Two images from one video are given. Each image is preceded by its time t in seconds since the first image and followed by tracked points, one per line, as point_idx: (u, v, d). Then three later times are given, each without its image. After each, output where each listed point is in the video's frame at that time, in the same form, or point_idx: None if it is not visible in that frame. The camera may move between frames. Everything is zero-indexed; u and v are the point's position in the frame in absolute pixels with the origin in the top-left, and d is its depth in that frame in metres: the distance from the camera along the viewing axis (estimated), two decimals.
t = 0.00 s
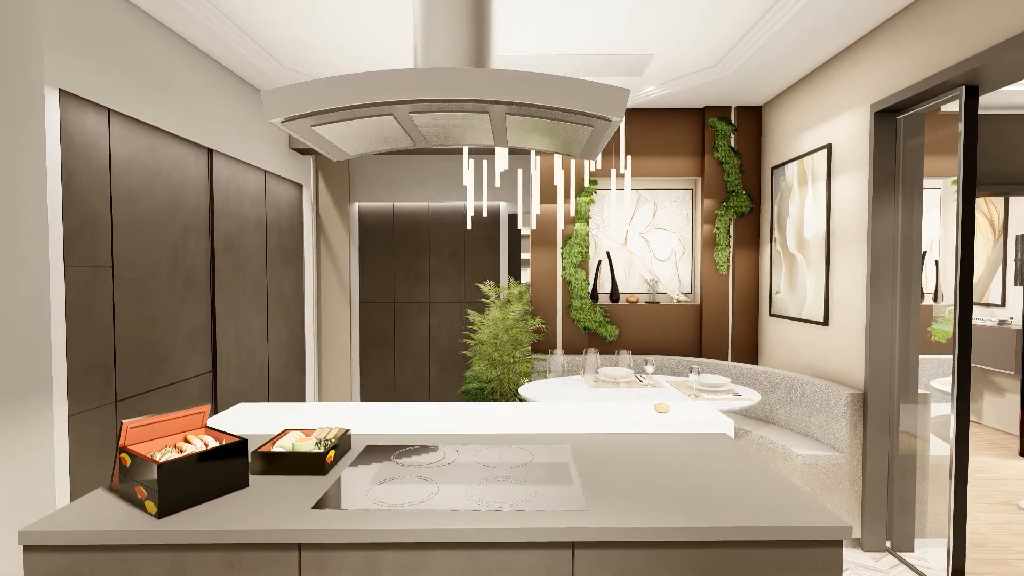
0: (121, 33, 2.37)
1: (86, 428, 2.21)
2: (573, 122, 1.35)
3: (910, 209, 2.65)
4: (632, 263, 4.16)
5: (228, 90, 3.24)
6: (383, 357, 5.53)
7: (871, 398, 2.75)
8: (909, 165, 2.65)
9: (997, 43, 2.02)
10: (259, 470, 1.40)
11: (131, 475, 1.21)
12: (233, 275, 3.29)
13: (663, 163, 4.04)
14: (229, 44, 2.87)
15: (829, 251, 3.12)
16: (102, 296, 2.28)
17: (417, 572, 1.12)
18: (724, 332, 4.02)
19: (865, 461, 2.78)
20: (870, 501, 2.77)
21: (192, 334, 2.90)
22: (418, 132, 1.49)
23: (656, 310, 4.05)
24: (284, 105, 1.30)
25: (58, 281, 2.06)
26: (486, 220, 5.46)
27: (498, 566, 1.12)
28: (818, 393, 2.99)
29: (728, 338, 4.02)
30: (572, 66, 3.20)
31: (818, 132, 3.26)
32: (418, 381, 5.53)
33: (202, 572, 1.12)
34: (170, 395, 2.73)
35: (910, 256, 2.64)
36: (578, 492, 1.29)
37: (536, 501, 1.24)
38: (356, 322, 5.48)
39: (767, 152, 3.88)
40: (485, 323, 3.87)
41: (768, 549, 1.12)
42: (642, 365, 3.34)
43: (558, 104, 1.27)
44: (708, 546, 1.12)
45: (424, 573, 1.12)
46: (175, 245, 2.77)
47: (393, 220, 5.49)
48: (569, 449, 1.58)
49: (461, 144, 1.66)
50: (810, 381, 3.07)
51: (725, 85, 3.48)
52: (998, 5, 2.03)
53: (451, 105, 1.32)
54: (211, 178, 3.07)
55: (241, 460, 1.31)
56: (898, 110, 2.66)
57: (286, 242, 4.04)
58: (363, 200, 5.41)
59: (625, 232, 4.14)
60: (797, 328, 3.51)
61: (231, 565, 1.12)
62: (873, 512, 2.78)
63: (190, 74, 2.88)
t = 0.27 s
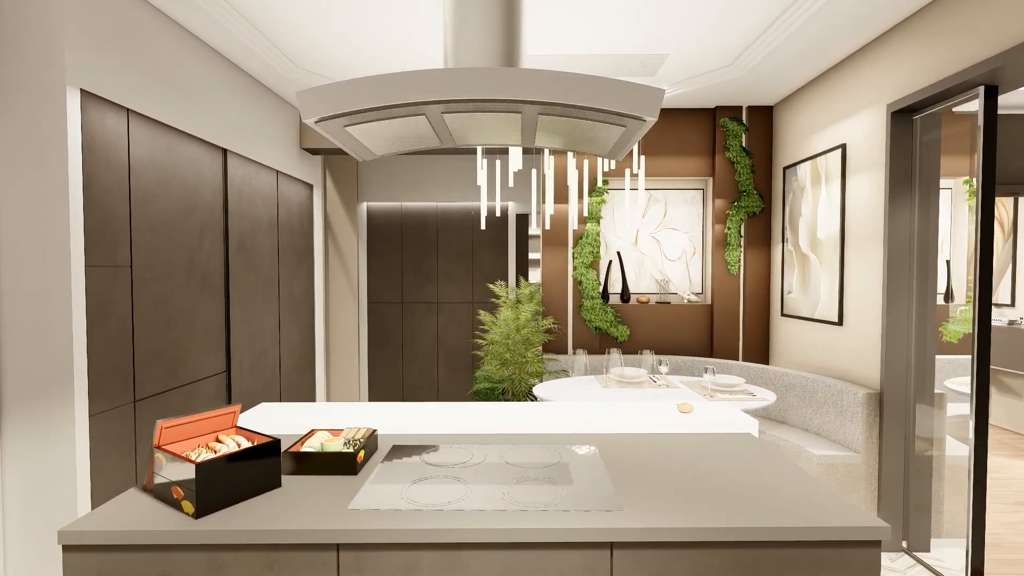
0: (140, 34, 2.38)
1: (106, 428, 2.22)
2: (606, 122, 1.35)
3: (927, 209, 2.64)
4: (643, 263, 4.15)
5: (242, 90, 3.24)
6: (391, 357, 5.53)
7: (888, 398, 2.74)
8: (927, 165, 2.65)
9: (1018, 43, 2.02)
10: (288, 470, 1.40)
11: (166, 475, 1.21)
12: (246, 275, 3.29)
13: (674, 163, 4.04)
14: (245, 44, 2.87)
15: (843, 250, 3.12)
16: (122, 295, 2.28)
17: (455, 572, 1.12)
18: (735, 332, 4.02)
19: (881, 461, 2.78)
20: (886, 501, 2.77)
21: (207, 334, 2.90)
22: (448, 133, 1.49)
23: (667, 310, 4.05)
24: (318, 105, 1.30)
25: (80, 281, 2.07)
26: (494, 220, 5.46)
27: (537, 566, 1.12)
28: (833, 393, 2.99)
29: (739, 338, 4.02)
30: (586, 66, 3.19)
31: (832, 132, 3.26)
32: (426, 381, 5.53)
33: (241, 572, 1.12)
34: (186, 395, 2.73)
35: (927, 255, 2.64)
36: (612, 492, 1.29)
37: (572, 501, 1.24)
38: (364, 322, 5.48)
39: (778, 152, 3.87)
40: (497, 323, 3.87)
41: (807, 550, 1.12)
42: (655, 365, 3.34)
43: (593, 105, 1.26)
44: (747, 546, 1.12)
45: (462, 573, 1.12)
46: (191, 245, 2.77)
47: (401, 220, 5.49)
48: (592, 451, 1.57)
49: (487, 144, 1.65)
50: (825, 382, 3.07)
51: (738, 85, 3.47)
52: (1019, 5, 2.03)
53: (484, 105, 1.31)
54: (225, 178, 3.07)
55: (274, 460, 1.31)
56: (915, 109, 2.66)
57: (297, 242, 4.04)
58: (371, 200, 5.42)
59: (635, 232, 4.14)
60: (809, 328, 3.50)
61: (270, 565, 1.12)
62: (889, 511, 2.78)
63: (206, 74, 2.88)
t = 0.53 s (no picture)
0: (158, 34, 2.38)
1: (127, 428, 2.22)
2: (639, 122, 1.34)
3: (944, 209, 2.64)
4: (653, 263, 4.15)
5: (256, 90, 3.25)
6: (399, 357, 5.53)
7: (904, 398, 2.74)
8: (943, 165, 2.64)
9: None
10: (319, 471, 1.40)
11: (203, 475, 1.22)
12: (260, 275, 3.30)
13: (684, 163, 4.04)
14: (260, 44, 2.87)
15: (857, 251, 3.12)
16: (141, 295, 2.29)
17: (493, 572, 1.12)
18: (746, 332, 4.02)
19: (897, 461, 2.77)
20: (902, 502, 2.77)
21: (223, 334, 2.91)
22: (477, 133, 1.49)
23: (677, 310, 4.06)
24: (352, 105, 1.30)
25: (102, 280, 2.08)
26: (502, 220, 5.46)
27: (575, 566, 1.12)
28: (848, 393, 2.99)
29: (751, 338, 4.02)
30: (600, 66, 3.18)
31: (845, 131, 3.25)
32: (434, 380, 5.53)
33: (279, 572, 1.12)
34: (203, 395, 2.73)
35: (944, 255, 2.64)
36: (645, 492, 1.28)
37: (606, 501, 1.24)
38: (372, 322, 5.48)
39: (790, 152, 3.87)
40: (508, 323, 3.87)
41: (845, 550, 1.12)
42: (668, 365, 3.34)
43: (627, 104, 1.26)
44: (785, 546, 1.12)
45: (500, 573, 1.12)
46: (207, 245, 2.77)
47: (409, 220, 5.49)
48: (594, 452, 1.57)
49: (514, 144, 1.65)
50: (840, 382, 3.07)
51: (751, 85, 3.47)
52: None
53: (517, 105, 1.31)
54: (240, 178, 3.07)
55: (308, 459, 1.31)
56: (932, 109, 2.65)
57: (309, 242, 4.04)
58: (379, 200, 5.42)
59: (646, 232, 4.14)
60: (822, 329, 3.50)
61: (308, 565, 1.12)
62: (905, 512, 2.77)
63: (221, 74, 2.89)
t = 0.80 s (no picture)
0: (176, 34, 2.38)
1: (146, 429, 2.22)
2: (671, 121, 1.34)
3: (960, 209, 2.64)
4: (663, 263, 4.15)
5: (269, 90, 3.25)
6: (407, 356, 5.53)
7: (920, 397, 2.73)
8: (960, 165, 2.64)
9: None
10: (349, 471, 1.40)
11: (237, 475, 1.22)
12: (273, 274, 3.30)
13: (695, 163, 4.05)
14: (275, 44, 2.87)
15: (871, 250, 3.11)
16: (160, 295, 2.29)
17: (531, 572, 1.12)
18: (757, 333, 4.01)
19: (914, 461, 2.77)
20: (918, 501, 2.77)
21: (238, 334, 2.91)
22: (505, 133, 1.49)
23: (688, 310, 4.06)
24: (386, 105, 1.30)
25: (122, 280, 2.08)
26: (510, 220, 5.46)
27: (613, 566, 1.12)
28: (862, 393, 2.99)
29: (762, 338, 4.01)
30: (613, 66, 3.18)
31: (858, 131, 3.25)
32: (442, 380, 5.52)
33: (316, 572, 1.12)
34: (218, 395, 2.73)
35: (960, 255, 2.63)
36: (678, 492, 1.28)
37: (640, 501, 1.25)
38: (380, 322, 5.48)
39: (801, 152, 3.86)
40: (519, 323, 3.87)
41: (882, 550, 1.12)
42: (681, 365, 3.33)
43: (660, 104, 1.26)
44: (822, 546, 1.12)
45: (538, 573, 1.12)
46: (222, 245, 2.78)
47: (416, 220, 5.49)
48: (597, 452, 1.58)
49: (539, 144, 1.66)
50: (854, 382, 3.07)
51: (763, 85, 3.47)
52: None
53: (549, 105, 1.31)
54: (253, 178, 3.07)
55: (340, 459, 1.31)
56: (947, 109, 2.65)
57: (319, 242, 4.04)
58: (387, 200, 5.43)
59: (656, 232, 4.14)
60: (835, 328, 3.50)
61: (346, 565, 1.12)
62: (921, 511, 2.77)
63: (236, 74, 2.89)
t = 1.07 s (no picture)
0: (193, 34, 2.38)
1: (164, 429, 2.22)
2: (700, 121, 1.34)
3: (976, 209, 2.63)
4: (673, 263, 4.15)
5: (281, 91, 3.25)
6: (414, 356, 5.53)
7: (935, 397, 2.73)
8: (976, 165, 2.63)
9: None
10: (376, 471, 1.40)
11: (269, 475, 1.22)
12: (285, 274, 3.30)
13: (705, 163, 4.05)
14: (289, 45, 2.88)
15: (884, 250, 3.11)
16: (176, 295, 2.29)
17: (566, 572, 1.12)
18: (767, 333, 4.01)
19: (928, 460, 2.77)
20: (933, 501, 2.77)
21: (251, 334, 2.91)
22: (532, 133, 1.49)
23: (698, 311, 4.06)
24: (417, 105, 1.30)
25: (141, 280, 2.08)
26: (517, 220, 5.46)
27: (648, 566, 1.12)
28: (876, 393, 2.99)
29: (772, 338, 4.01)
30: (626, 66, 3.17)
31: (870, 131, 3.24)
32: (449, 380, 5.52)
33: (351, 572, 1.12)
34: (233, 395, 2.73)
35: (975, 256, 2.63)
36: (708, 492, 1.28)
37: (671, 501, 1.25)
38: (387, 322, 5.48)
39: (812, 152, 3.86)
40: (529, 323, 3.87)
41: (916, 550, 1.13)
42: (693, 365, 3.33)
43: (692, 104, 1.26)
44: (856, 546, 1.13)
45: (573, 573, 1.12)
46: (236, 245, 2.78)
47: (424, 220, 5.49)
48: (596, 451, 1.59)
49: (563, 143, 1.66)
50: (867, 382, 3.07)
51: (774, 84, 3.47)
52: None
53: (580, 105, 1.31)
54: (265, 178, 3.07)
55: (370, 459, 1.31)
56: (963, 109, 2.64)
57: (329, 242, 4.04)
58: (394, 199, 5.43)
59: (666, 232, 4.14)
60: (846, 328, 3.49)
61: (381, 565, 1.12)
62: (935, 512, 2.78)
63: (250, 74, 2.89)
